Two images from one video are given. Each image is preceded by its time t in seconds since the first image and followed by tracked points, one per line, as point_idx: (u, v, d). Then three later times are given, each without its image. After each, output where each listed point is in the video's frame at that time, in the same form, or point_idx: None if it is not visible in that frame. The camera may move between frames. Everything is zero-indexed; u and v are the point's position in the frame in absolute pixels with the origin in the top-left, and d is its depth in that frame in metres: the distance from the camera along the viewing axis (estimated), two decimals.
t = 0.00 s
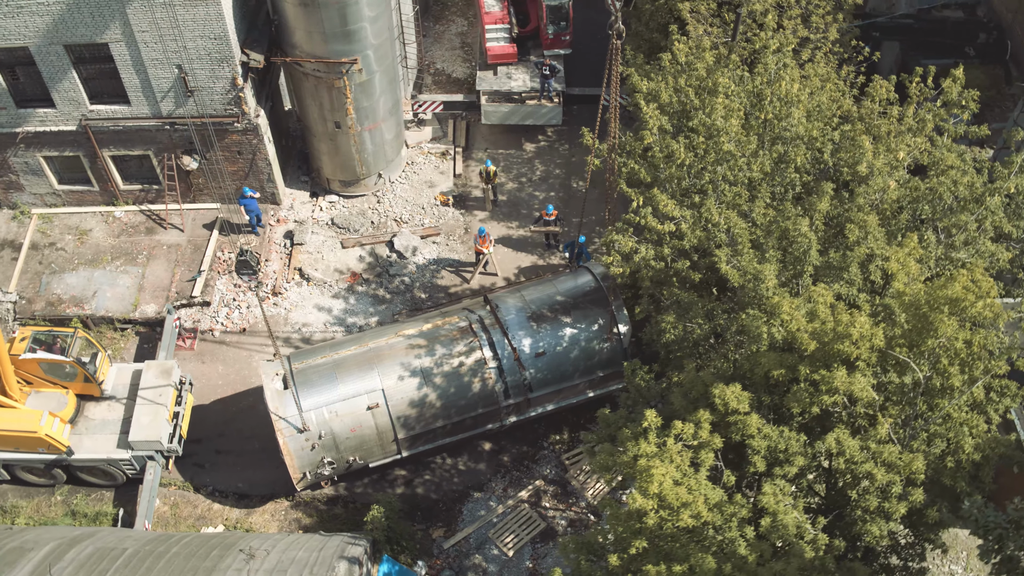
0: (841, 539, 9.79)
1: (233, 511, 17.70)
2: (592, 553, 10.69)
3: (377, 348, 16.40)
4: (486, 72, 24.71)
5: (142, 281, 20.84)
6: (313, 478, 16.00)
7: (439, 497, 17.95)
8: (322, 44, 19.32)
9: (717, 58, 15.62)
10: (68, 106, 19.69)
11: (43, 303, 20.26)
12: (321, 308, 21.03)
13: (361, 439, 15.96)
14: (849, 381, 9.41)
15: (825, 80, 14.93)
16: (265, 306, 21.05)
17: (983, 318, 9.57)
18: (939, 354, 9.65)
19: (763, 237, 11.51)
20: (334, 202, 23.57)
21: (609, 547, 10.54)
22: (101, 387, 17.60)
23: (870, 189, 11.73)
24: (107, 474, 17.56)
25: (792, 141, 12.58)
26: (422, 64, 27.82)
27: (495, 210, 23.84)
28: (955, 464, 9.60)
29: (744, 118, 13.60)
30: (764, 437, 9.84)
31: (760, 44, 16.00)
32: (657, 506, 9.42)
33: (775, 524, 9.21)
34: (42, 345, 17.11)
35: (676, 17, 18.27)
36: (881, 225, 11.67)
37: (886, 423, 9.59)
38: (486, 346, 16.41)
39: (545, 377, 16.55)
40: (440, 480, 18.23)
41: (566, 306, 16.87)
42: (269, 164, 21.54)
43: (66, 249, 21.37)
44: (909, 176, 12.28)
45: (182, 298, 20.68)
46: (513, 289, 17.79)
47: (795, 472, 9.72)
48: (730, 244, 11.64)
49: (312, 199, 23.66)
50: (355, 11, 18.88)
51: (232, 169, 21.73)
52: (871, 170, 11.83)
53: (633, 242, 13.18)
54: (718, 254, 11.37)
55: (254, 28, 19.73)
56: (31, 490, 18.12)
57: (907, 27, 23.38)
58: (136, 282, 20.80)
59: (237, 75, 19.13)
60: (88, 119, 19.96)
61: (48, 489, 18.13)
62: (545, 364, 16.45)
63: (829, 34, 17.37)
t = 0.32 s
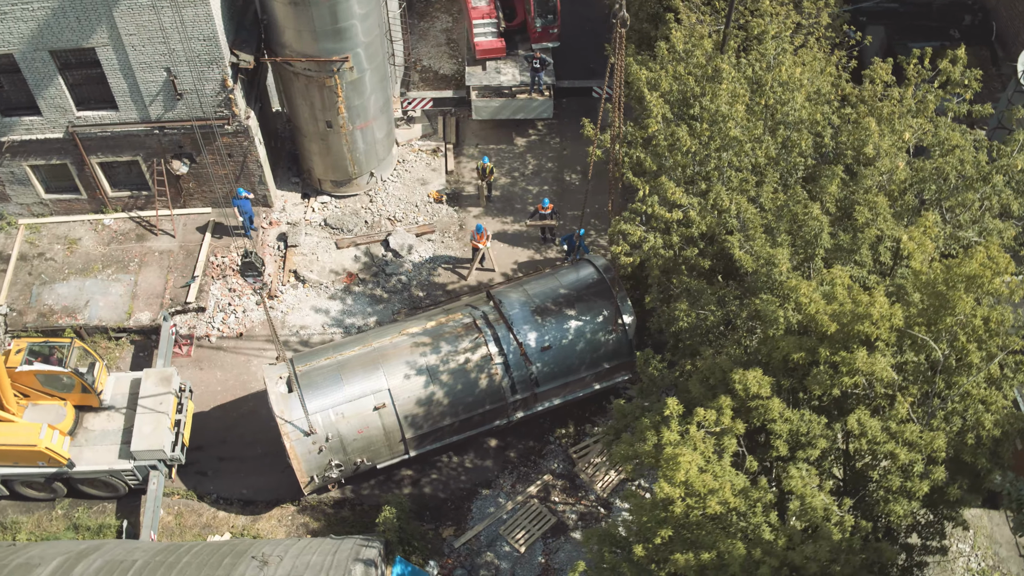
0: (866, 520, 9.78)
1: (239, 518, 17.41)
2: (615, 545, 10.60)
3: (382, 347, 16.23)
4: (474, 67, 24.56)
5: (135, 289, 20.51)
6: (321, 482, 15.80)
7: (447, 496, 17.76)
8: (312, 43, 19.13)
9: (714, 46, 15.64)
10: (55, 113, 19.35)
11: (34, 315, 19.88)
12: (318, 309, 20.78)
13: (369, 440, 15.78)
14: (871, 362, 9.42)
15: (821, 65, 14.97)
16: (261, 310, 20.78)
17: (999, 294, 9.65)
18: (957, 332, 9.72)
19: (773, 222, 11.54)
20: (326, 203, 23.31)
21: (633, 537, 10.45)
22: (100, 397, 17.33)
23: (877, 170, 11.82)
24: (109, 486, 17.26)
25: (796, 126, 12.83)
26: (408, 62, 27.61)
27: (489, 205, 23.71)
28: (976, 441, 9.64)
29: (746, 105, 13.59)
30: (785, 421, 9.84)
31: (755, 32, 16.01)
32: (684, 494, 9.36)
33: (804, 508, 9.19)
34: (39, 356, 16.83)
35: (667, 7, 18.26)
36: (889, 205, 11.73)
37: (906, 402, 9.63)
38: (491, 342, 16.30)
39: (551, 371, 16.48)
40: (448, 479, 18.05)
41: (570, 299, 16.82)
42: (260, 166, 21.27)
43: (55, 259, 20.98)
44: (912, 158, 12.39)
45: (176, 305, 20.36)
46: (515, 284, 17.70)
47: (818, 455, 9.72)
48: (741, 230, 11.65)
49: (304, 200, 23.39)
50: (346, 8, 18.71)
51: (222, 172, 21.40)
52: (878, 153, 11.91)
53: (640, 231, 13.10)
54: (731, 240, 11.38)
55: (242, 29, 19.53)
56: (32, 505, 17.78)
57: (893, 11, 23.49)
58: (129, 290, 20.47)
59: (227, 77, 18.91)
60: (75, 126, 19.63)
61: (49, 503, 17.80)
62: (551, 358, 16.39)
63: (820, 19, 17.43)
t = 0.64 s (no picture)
0: (889, 499, 9.79)
1: (245, 524, 17.16)
2: (638, 535, 10.50)
3: (386, 346, 16.08)
4: (463, 63, 24.41)
5: (129, 296, 20.19)
6: (329, 485, 15.60)
7: (455, 494, 17.57)
8: (303, 41, 18.95)
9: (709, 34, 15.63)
10: (41, 120, 19.00)
11: (26, 326, 19.51)
12: (316, 311, 20.53)
13: (376, 440, 15.60)
14: (891, 341, 9.43)
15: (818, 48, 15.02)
16: (258, 313, 20.52)
17: (1015, 269, 9.70)
18: (974, 309, 9.76)
19: (784, 207, 11.58)
20: (318, 203, 23.04)
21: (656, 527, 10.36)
22: (99, 407, 17.05)
23: (883, 151, 11.93)
24: (112, 497, 16.96)
25: (798, 109, 12.92)
26: (395, 59, 27.41)
27: (483, 201, 23.59)
28: (995, 417, 9.68)
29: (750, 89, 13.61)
30: (807, 404, 9.82)
31: (750, 18, 16.02)
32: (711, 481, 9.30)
33: (831, 490, 9.20)
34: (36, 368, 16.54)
35: None
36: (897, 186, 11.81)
37: (925, 381, 9.67)
38: (496, 337, 16.20)
39: (557, 364, 16.41)
40: (455, 477, 17.86)
41: (574, 292, 16.78)
42: (252, 168, 21.01)
43: (45, 269, 20.61)
44: (914, 139, 12.45)
45: (171, 311, 20.04)
46: (516, 279, 17.62)
47: (840, 436, 9.73)
48: (753, 215, 11.66)
49: (296, 201, 23.11)
50: (337, 5, 18.56)
51: (213, 175, 21.09)
52: (885, 134, 12.06)
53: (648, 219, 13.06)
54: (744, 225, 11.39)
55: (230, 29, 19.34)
56: (32, 520, 17.45)
57: None
58: (122, 297, 20.14)
59: (217, 78, 18.69)
60: (63, 133, 19.30)
61: (49, 517, 17.48)
62: (557, 351, 16.33)
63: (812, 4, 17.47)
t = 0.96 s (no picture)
0: (913, 480, 9.79)
1: (253, 532, 16.91)
2: (663, 526, 10.40)
3: (392, 347, 15.90)
4: (453, 59, 24.25)
5: (123, 305, 19.84)
6: (339, 489, 15.42)
7: (464, 493, 17.39)
8: (294, 40, 18.83)
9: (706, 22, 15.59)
10: (29, 129, 18.66)
11: (19, 339, 19.13)
12: (314, 313, 20.30)
13: (385, 442, 15.43)
14: (912, 322, 9.42)
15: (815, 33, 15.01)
16: (255, 318, 20.24)
17: None
18: (990, 287, 9.76)
19: (793, 193, 11.62)
20: (311, 205, 22.75)
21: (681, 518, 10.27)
22: (100, 419, 16.76)
23: (891, 133, 11.98)
24: (115, 509, 16.67)
25: (801, 95, 12.99)
26: (382, 58, 27.19)
27: (478, 197, 23.44)
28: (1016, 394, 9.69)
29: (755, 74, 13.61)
30: (829, 388, 9.79)
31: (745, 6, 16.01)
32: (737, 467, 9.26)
33: (859, 472, 9.22)
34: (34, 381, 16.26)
35: None
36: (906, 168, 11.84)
37: (945, 360, 9.66)
38: (503, 333, 16.08)
39: (564, 358, 16.33)
40: (463, 476, 17.67)
41: (579, 286, 16.71)
42: (244, 171, 20.74)
43: (36, 280, 20.23)
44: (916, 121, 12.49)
45: (167, 318, 19.69)
46: (519, 275, 17.50)
47: (863, 419, 9.74)
48: (764, 201, 11.67)
49: (288, 204, 22.81)
50: (328, 4, 18.46)
51: (204, 179, 20.78)
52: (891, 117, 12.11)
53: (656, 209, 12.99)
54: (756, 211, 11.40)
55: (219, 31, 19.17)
56: (34, 536, 17.14)
57: None
58: (116, 306, 19.79)
59: (208, 81, 18.50)
60: (51, 141, 18.96)
61: (52, 532, 17.16)
62: (565, 346, 16.25)
63: None
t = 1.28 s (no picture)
0: (937, 458, 9.80)
1: (261, 539, 16.66)
2: (688, 516, 10.31)
3: (399, 346, 15.74)
4: (443, 56, 24.10)
5: (118, 314, 19.51)
6: (349, 492, 15.22)
7: (474, 491, 17.23)
8: (287, 39, 18.67)
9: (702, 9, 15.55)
10: (16, 137, 18.32)
11: (13, 351, 18.77)
12: (312, 316, 20.06)
13: (395, 442, 15.26)
14: (933, 300, 9.41)
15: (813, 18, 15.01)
16: (252, 322, 19.95)
17: None
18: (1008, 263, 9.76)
19: (804, 177, 11.63)
20: (305, 207, 22.48)
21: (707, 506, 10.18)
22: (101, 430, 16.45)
23: (897, 113, 12.09)
24: (120, 521, 16.38)
25: (805, 79, 13.28)
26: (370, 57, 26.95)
27: (473, 194, 23.29)
28: None
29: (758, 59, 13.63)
30: (851, 369, 9.78)
31: None
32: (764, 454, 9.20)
33: (887, 452, 9.25)
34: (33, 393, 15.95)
35: None
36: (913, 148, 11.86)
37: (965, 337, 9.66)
38: (510, 328, 15.97)
39: (572, 352, 16.23)
40: (472, 475, 17.48)
41: (584, 279, 16.66)
42: (237, 174, 20.46)
43: (27, 291, 19.85)
44: (919, 102, 12.54)
45: (164, 326, 19.37)
46: (523, 270, 17.39)
47: (886, 399, 9.73)
48: (776, 185, 11.67)
49: (281, 206, 22.53)
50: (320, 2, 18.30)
51: (197, 184, 20.48)
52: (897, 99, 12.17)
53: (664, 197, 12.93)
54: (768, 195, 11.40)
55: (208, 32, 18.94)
56: (37, 551, 16.81)
57: None
58: (111, 315, 19.45)
59: (200, 83, 18.24)
60: (39, 148, 18.62)
61: (55, 548, 16.84)
62: (573, 339, 16.17)
63: None
